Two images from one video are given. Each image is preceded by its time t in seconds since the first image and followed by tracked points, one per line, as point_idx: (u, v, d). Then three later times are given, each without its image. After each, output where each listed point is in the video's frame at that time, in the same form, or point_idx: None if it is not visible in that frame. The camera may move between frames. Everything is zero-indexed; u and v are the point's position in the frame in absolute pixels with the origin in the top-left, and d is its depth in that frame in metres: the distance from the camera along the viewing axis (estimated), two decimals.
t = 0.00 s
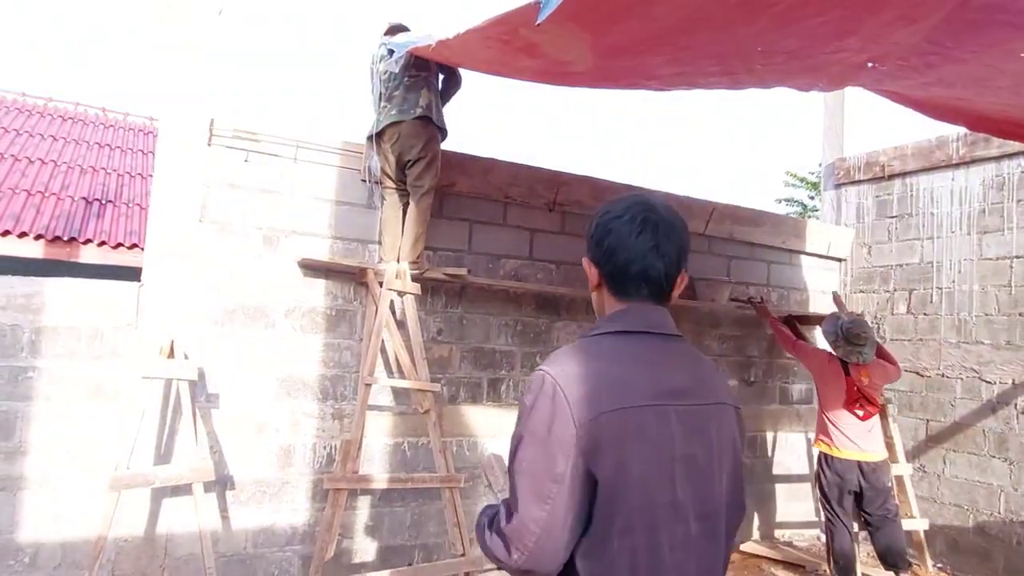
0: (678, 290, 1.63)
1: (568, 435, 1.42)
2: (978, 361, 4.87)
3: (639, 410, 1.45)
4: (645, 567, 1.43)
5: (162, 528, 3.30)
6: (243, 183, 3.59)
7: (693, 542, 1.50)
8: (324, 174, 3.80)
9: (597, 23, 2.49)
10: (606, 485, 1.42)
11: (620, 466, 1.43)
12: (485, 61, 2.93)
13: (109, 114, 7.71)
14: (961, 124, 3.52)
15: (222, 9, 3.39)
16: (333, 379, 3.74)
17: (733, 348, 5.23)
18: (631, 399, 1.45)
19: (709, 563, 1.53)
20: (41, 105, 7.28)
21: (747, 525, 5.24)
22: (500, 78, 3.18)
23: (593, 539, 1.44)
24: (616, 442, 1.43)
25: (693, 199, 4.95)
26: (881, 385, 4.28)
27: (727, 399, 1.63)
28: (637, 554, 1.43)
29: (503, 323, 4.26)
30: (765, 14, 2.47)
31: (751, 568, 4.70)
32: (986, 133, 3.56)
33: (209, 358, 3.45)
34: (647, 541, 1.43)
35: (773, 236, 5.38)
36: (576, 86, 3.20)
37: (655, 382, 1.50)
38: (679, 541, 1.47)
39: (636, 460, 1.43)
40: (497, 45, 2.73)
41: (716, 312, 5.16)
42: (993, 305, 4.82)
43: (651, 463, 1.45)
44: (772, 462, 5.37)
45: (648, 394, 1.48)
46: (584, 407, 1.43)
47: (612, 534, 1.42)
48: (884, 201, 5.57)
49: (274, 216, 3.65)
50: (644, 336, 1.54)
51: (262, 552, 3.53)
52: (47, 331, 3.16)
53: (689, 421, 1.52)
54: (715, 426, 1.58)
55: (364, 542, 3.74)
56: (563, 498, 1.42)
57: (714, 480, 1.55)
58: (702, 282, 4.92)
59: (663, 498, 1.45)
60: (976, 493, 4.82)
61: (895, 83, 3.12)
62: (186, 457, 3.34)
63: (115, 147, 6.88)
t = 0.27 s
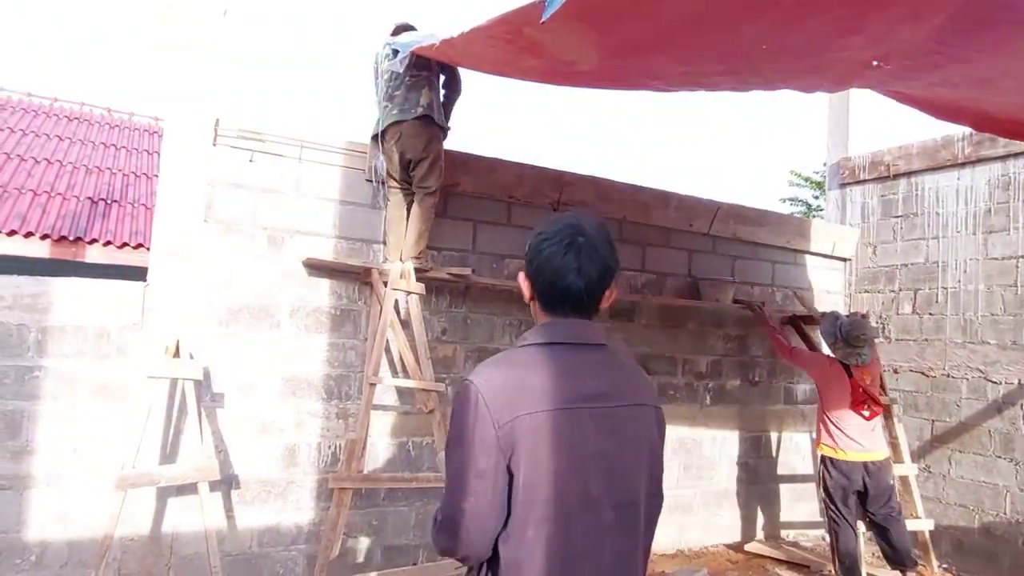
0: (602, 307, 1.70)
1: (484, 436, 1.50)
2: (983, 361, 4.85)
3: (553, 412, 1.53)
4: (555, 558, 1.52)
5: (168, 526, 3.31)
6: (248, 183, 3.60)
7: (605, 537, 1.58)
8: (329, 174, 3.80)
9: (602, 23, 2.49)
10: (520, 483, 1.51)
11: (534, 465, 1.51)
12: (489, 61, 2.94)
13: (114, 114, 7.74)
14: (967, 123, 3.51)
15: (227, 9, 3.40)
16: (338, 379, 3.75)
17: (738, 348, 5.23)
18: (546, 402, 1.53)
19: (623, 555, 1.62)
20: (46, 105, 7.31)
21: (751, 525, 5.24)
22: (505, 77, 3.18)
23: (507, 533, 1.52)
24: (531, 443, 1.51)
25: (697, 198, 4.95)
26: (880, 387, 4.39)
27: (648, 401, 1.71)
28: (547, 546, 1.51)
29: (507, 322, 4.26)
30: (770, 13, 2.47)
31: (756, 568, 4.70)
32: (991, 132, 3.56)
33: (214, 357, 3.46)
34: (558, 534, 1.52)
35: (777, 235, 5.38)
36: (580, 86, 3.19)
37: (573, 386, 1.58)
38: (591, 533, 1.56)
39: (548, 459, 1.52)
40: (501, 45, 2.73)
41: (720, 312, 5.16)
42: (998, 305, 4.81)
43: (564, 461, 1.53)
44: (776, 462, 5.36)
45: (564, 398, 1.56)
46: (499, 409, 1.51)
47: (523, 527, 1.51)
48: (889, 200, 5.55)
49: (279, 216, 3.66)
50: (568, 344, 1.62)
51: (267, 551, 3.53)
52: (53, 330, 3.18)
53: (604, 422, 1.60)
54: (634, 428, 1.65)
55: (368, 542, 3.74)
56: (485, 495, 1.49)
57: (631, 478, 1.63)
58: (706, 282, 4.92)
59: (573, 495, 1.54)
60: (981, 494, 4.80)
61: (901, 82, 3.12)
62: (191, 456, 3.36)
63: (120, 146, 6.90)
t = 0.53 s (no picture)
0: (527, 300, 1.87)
1: (422, 404, 1.71)
2: (989, 362, 4.83)
3: (485, 386, 1.73)
4: (482, 515, 1.70)
5: (174, 525, 3.33)
6: (255, 183, 3.61)
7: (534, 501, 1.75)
8: (335, 175, 3.81)
9: (609, 25, 2.50)
10: (440, 453, 1.71)
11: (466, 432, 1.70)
12: (495, 62, 2.94)
13: (120, 113, 7.77)
14: (974, 124, 3.50)
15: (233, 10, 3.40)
16: (343, 379, 3.76)
17: (743, 348, 5.22)
18: (478, 376, 1.73)
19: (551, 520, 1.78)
20: (53, 105, 7.34)
21: (756, 525, 5.23)
22: (510, 78, 3.18)
23: (442, 491, 1.72)
24: (465, 412, 1.70)
25: (702, 198, 4.94)
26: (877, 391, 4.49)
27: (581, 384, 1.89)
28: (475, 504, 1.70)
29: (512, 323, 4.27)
30: (777, 13, 2.46)
31: (760, 568, 4.70)
32: (998, 132, 3.54)
33: (220, 357, 3.47)
34: (475, 501, 1.70)
35: (782, 236, 5.37)
36: (585, 86, 3.19)
37: (507, 365, 1.76)
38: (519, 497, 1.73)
39: (467, 433, 1.70)
40: (507, 47, 2.74)
41: (725, 312, 5.15)
42: (1005, 306, 4.79)
43: (494, 431, 1.71)
44: (781, 463, 5.36)
45: (497, 375, 1.75)
46: (436, 381, 1.72)
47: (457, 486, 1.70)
48: (895, 200, 5.54)
49: (285, 216, 3.68)
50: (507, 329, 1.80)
51: (272, 550, 3.55)
52: (61, 330, 3.19)
53: (538, 398, 1.77)
54: (566, 405, 1.83)
55: (373, 541, 3.75)
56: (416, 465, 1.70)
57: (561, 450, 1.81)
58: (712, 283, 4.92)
59: (504, 461, 1.71)
60: (987, 495, 4.79)
61: (907, 81, 3.11)
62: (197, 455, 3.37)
63: (126, 146, 6.93)
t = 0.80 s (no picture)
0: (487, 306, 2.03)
1: (395, 384, 1.88)
2: (995, 362, 4.82)
3: (453, 369, 1.88)
4: (442, 490, 1.83)
5: (179, 524, 3.34)
6: (259, 183, 3.62)
7: (499, 477, 1.86)
8: (339, 175, 3.82)
9: (612, 31, 2.53)
10: (405, 431, 1.87)
11: (433, 410, 1.85)
12: (500, 64, 2.93)
13: (125, 113, 7.79)
14: (979, 124, 3.48)
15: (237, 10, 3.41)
16: (347, 378, 3.77)
17: (747, 348, 5.22)
18: (448, 360, 1.88)
19: (518, 499, 1.88)
20: (57, 105, 7.36)
21: (760, 526, 5.23)
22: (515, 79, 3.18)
23: (408, 468, 1.86)
24: (432, 393, 1.85)
25: (705, 198, 4.94)
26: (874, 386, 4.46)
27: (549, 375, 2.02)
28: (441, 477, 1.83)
29: (515, 322, 4.28)
30: (782, 14, 2.46)
31: (764, 569, 4.69)
32: (1004, 133, 3.53)
33: (224, 356, 3.48)
34: (435, 476, 1.83)
35: (786, 235, 5.36)
36: (589, 87, 3.18)
37: (475, 351, 1.91)
38: (484, 474, 1.84)
39: (429, 411, 1.85)
40: (512, 50, 2.74)
41: (729, 312, 5.15)
42: (1010, 306, 4.77)
43: (454, 411, 1.85)
44: (785, 463, 5.35)
45: (467, 360, 1.89)
46: (409, 364, 1.88)
47: (423, 460, 1.84)
48: (899, 200, 5.53)
49: (289, 216, 3.68)
50: (479, 321, 1.96)
51: (276, 549, 3.55)
52: (66, 330, 3.20)
53: (505, 383, 1.91)
54: (533, 393, 1.96)
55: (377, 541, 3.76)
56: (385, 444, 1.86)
57: (527, 432, 1.93)
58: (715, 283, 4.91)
59: (464, 440, 1.84)
60: (992, 496, 4.77)
61: (913, 82, 3.10)
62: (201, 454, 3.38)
63: (131, 146, 6.95)
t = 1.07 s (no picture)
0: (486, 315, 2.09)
1: (387, 378, 1.96)
2: (999, 362, 4.81)
3: (438, 367, 1.94)
4: (426, 485, 1.88)
5: (182, 522, 3.35)
6: (261, 183, 3.62)
7: (479, 471, 1.91)
8: (341, 174, 3.82)
9: (615, 32, 2.54)
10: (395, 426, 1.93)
11: (417, 404, 1.91)
12: (502, 63, 2.93)
13: (128, 113, 7.81)
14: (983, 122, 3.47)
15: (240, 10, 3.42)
16: (350, 377, 3.77)
17: (750, 348, 5.21)
18: (434, 357, 1.95)
19: (496, 493, 1.93)
20: (61, 105, 7.39)
21: (763, 525, 5.22)
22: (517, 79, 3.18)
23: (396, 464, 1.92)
24: (417, 387, 1.92)
25: (708, 197, 4.93)
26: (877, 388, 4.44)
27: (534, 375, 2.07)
28: (423, 468, 1.89)
29: (518, 322, 4.28)
30: (784, 13, 2.46)
31: (767, 569, 4.68)
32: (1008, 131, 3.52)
33: (227, 355, 3.49)
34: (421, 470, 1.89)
35: (789, 235, 5.35)
36: (593, 86, 3.18)
37: (461, 349, 1.98)
38: (463, 465, 1.90)
39: (420, 408, 1.91)
40: (514, 50, 2.74)
41: (732, 312, 5.14)
42: (1014, 305, 4.76)
43: (443, 408, 1.91)
44: (788, 463, 5.34)
45: (452, 357, 1.96)
46: (404, 362, 1.96)
47: (411, 457, 1.90)
48: (903, 199, 5.52)
49: (292, 215, 3.69)
50: (468, 322, 2.03)
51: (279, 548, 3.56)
52: (69, 329, 3.21)
53: (492, 383, 1.97)
54: (517, 391, 2.01)
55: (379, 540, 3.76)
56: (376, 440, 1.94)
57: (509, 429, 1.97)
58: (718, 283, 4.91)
59: (450, 438, 1.90)
60: (995, 496, 4.76)
61: (916, 80, 3.09)
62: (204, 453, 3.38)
63: (134, 146, 6.97)
